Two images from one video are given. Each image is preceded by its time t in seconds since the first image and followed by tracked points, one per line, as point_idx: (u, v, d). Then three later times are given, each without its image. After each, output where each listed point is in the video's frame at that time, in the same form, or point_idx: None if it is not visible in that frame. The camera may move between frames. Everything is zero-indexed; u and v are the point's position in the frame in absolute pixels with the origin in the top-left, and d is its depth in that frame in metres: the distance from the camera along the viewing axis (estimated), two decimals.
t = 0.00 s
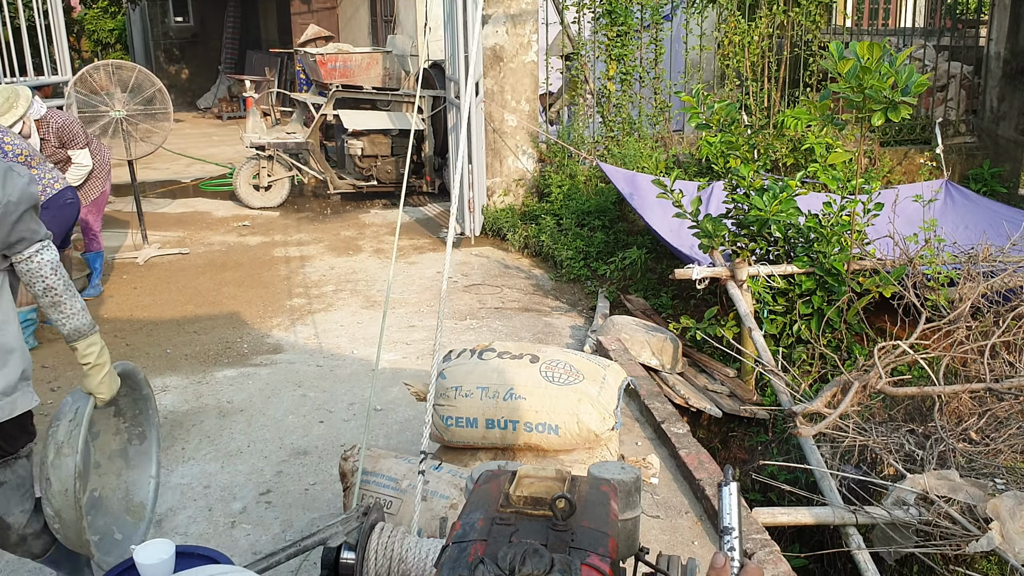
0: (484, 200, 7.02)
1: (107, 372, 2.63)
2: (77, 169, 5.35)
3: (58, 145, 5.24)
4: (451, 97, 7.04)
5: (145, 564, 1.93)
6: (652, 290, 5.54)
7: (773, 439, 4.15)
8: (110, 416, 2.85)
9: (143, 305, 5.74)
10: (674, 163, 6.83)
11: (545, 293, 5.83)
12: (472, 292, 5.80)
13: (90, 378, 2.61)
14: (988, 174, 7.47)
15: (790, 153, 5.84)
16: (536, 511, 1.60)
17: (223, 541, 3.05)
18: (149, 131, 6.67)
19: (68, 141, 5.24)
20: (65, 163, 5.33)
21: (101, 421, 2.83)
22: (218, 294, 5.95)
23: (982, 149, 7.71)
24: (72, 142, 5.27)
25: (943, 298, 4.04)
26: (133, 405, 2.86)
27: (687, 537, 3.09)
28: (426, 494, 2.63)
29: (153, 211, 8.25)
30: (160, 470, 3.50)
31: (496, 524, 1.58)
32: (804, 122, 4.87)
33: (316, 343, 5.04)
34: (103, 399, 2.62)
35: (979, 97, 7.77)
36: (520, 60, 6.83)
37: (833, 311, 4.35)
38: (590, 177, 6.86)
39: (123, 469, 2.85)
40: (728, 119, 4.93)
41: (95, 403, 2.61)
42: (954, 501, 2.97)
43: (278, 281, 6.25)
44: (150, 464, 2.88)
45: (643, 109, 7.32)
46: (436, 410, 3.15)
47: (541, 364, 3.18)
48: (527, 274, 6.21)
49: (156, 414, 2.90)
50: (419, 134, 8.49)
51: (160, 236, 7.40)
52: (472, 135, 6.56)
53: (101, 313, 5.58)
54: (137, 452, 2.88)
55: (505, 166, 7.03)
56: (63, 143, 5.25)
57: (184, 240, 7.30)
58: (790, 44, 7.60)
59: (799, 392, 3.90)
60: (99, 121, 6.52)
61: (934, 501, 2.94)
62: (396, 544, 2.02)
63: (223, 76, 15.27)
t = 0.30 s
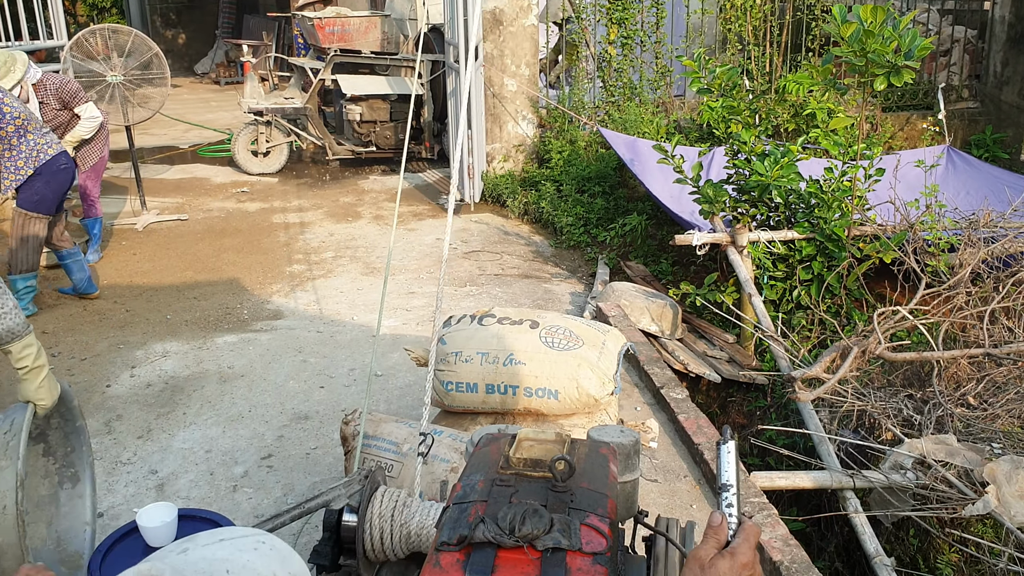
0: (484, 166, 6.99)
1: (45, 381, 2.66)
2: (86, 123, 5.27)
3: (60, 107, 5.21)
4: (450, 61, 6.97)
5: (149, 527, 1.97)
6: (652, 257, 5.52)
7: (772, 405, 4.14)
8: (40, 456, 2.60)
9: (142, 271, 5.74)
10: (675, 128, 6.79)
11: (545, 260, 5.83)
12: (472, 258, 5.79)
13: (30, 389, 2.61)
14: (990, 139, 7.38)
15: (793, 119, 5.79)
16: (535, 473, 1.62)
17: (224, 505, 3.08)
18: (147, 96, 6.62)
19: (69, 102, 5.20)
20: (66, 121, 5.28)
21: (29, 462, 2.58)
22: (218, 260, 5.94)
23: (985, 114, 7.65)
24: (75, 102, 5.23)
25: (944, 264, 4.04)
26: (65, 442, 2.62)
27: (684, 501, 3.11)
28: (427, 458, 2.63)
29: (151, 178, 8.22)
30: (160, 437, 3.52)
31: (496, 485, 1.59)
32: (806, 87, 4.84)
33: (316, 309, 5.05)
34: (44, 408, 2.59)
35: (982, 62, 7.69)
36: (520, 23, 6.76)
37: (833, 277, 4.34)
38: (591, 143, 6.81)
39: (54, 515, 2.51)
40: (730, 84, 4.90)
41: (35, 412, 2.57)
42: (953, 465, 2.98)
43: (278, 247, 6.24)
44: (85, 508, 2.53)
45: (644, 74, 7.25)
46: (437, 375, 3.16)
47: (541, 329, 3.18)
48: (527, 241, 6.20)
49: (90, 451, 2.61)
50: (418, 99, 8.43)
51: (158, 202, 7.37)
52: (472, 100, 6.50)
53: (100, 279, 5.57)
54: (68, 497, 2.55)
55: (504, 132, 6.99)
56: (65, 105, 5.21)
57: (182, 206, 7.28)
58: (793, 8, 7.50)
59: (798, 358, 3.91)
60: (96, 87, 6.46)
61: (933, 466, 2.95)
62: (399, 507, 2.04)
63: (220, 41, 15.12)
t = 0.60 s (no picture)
0: (484, 143, 6.97)
1: None
2: (103, 76, 5.23)
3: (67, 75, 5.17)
4: (449, 37, 6.91)
5: (151, 503, 1.98)
6: (652, 235, 5.50)
7: (771, 383, 4.15)
8: None
9: (141, 248, 5.73)
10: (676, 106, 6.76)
11: (545, 238, 5.82)
12: (472, 237, 5.78)
13: None
14: (991, 118, 7.41)
15: (794, 96, 5.74)
16: (536, 449, 1.62)
17: (226, 481, 3.09)
18: (145, 72, 6.57)
19: (76, 66, 5.17)
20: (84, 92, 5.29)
21: None
22: (217, 238, 5.93)
23: (987, 92, 7.60)
24: (82, 63, 5.20)
25: (944, 243, 4.03)
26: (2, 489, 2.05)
27: (684, 477, 3.12)
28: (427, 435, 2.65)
29: (150, 155, 8.19)
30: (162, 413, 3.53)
31: (497, 462, 1.60)
32: (807, 64, 4.81)
33: (315, 287, 5.04)
34: None
35: (985, 40, 7.62)
36: None
37: (833, 255, 4.34)
38: (591, 120, 6.78)
39: None
40: (731, 61, 4.88)
41: None
42: (950, 443, 2.99)
43: (277, 225, 6.23)
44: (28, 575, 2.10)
45: (645, 51, 7.19)
46: (437, 352, 3.16)
47: (541, 307, 3.19)
48: (526, 220, 6.18)
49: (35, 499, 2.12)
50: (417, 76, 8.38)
51: (157, 179, 7.35)
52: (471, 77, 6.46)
53: (100, 256, 5.56)
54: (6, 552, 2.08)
55: (504, 109, 6.95)
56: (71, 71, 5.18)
57: (181, 183, 7.25)
58: None
59: (797, 336, 3.92)
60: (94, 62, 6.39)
61: (931, 443, 2.97)
62: (398, 484, 2.05)
63: (218, 17, 15.01)
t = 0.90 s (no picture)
0: (484, 124, 6.95)
1: None
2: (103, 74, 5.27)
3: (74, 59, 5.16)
4: (450, 16, 6.86)
5: (153, 484, 1.98)
6: (653, 216, 5.49)
7: (772, 363, 4.15)
8: None
9: (142, 229, 5.72)
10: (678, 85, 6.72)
11: (546, 219, 5.80)
12: (473, 217, 5.77)
13: None
14: (995, 98, 7.28)
15: (796, 76, 5.69)
16: (538, 429, 1.62)
17: (228, 461, 3.10)
18: (145, 52, 6.54)
19: (83, 54, 5.16)
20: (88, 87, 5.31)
21: None
22: (218, 218, 5.92)
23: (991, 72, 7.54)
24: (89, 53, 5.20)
25: (946, 224, 4.01)
26: None
27: (684, 458, 3.13)
28: (428, 415, 2.65)
29: (149, 135, 8.16)
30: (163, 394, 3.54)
31: (499, 442, 1.60)
32: (810, 44, 4.77)
33: (316, 268, 5.04)
34: None
35: (989, 19, 7.55)
36: None
37: (835, 236, 4.32)
38: (592, 101, 6.75)
39: None
40: (734, 40, 4.84)
41: None
42: (950, 424, 2.99)
43: (277, 205, 6.21)
44: None
45: (646, 31, 7.14)
46: (438, 333, 3.16)
47: (542, 288, 3.18)
48: (527, 201, 6.17)
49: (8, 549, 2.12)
50: (418, 55, 8.32)
51: (157, 159, 7.33)
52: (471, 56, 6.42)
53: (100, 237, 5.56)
54: None
55: (505, 89, 6.92)
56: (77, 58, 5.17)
57: (181, 164, 7.24)
58: None
59: (799, 317, 3.91)
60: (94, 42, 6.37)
61: (931, 424, 2.97)
62: (400, 465, 2.05)
63: None
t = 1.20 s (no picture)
0: (484, 106, 6.92)
1: None
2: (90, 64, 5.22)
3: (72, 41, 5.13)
4: None
5: (153, 466, 1.98)
6: (653, 199, 5.47)
7: (772, 346, 4.15)
8: None
9: (141, 211, 5.70)
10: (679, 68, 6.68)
11: (546, 202, 5.79)
12: (472, 200, 5.76)
13: None
14: (996, 81, 7.24)
15: (797, 59, 5.65)
16: (538, 412, 1.62)
17: (227, 444, 3.10)
18: (144, 34, 6.50)
19: (81, 34, 5.14)
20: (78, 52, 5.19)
21: None
22: (217, 201, 5.91)
23: (992, 55, 7.50)
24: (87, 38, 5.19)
25: (946, 207, 4.00)
26: None
27: (683, 441, 3.13)
28: (428, 397, 2.65)
29: (148, 117, 8.12)
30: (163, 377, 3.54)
31: (499, 424, 1.60)
32: (812, 26, 4.74)
33: (315, 251, 5.03)
34: None
35: (992, 1, 7.49)
36: None
37: (836, 220, 4.31)
38: (592, 83, 6.72)
39: None
40: (735, 21, 4.82)
41: None
42: (951, 407, 2.99)
43: (277, 188, 6.20)
44: None
45: (647, 12, 7.09)
46: (438, 316, 3.16)
47: (542, 271, 3.18)
48: (527, 184, 6.15)
49: None
50: (417, 37, 8.28)
51: (156, 142, 7.29)
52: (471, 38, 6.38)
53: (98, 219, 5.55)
54: None
55: (505, 72, 6.89)
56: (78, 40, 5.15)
57: (180, 146, 7.21)
58: None
59: (799, 301, 3.91)
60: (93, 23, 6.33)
61: (930, 407, 2.97)
62: (397, 450, 2.05)
63: None
